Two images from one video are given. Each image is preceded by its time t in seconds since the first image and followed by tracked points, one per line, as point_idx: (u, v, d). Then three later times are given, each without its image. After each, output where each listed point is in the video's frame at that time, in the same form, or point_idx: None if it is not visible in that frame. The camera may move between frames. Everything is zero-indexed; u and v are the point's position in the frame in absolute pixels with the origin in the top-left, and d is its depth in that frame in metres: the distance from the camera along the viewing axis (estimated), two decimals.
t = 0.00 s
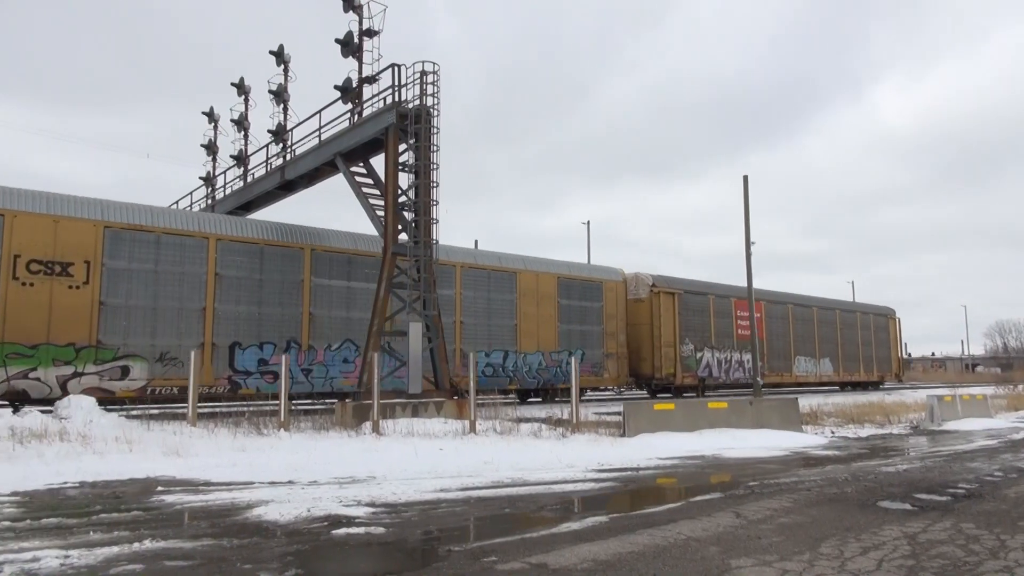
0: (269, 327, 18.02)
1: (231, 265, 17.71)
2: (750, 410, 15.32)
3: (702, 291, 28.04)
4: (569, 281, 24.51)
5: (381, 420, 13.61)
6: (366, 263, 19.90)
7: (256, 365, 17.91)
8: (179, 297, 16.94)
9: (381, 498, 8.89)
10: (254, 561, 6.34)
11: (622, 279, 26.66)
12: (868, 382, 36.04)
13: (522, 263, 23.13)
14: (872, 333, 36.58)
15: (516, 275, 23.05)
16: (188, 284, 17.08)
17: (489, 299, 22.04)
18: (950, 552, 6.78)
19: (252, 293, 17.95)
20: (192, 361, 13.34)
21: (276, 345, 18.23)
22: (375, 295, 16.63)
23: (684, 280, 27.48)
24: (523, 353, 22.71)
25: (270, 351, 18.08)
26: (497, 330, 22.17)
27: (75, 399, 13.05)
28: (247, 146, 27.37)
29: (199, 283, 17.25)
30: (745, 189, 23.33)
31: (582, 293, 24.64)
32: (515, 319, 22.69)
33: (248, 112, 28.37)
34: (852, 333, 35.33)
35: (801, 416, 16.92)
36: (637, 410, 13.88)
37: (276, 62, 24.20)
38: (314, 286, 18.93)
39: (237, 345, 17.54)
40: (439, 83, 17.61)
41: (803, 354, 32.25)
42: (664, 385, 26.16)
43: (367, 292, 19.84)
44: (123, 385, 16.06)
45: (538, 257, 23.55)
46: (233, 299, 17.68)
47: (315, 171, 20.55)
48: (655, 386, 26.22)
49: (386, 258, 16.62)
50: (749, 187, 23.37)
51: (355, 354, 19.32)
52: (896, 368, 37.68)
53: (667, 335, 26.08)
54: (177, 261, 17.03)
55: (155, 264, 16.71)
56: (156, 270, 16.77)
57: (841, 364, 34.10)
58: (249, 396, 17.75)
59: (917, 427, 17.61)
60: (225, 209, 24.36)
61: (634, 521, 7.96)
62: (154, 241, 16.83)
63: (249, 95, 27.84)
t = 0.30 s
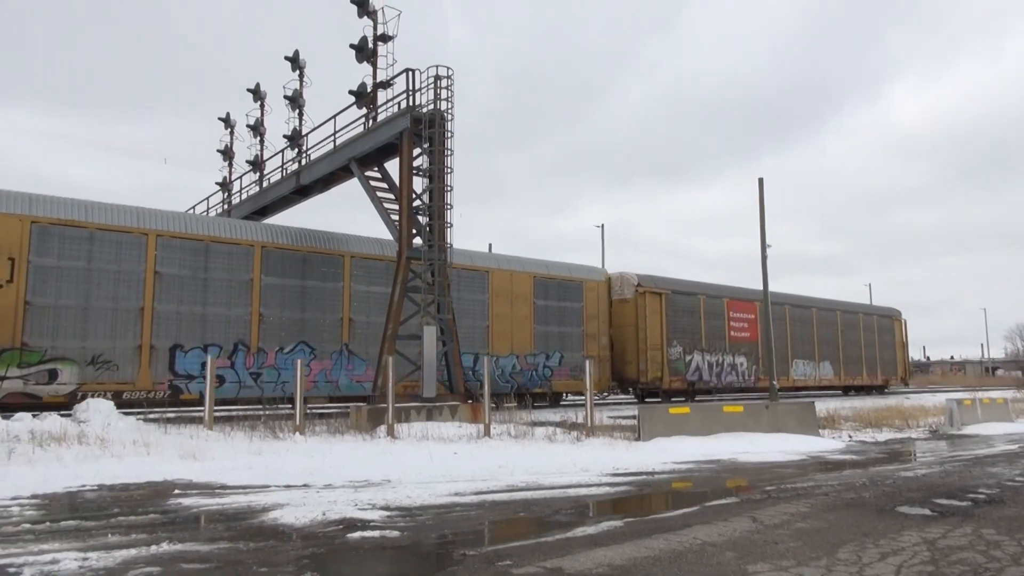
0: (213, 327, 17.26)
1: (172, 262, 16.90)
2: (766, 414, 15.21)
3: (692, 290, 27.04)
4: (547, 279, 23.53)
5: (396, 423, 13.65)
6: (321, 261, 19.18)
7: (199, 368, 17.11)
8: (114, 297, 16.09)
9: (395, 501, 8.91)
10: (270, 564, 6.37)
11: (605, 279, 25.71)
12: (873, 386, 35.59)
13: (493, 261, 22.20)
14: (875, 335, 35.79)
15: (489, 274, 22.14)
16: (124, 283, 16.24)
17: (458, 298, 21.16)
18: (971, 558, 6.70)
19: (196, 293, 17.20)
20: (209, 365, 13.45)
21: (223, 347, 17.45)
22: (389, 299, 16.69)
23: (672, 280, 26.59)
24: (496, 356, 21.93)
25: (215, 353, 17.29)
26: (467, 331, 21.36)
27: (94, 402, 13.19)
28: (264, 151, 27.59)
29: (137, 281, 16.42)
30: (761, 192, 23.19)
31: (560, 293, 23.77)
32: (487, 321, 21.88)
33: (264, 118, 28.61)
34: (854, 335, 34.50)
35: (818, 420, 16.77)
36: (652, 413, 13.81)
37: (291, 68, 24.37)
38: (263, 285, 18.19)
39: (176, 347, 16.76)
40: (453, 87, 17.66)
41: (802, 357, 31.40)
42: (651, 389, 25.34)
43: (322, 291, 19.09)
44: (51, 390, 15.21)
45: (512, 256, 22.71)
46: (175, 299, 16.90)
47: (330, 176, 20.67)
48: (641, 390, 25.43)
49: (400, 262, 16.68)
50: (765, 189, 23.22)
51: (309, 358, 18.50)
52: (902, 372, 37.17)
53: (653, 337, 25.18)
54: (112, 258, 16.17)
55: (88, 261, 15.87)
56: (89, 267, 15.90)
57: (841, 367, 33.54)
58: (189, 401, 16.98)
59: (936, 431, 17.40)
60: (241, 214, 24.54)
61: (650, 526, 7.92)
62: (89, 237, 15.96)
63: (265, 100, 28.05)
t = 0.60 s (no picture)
0: (150, 331, 16.33)
1: (107, 262, 15.93)
2: (784, 419, 15.10)
3: (681, 291, 26.29)
4: (521, 279, 22.68)
5: (412, 428, 13.67)
6: (273, 260, 18.22)
7: (137, 374, 16.23)
8: (42, 297, 15.16)
9: (411, 506, 8.91)
10: (286, 567, 6.39)
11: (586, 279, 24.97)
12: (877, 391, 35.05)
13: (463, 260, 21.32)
14: (878, 338, 35.24)
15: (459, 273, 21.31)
16: (54, 282, 15.30)
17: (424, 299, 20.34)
18: (993, 565, 6.61)
19: (132, 293, 16.23)
20: (226, 370, 13.55)
21: (161, 351, 16.54)
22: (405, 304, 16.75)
23: (659, 281, 25.83)
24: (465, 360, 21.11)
25: (154, 358, 16.41)
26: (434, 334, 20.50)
27: (114, 406, 13.33)
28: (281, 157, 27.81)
29: (68, 281, 15.47)
30: (777, 195, 23.05)
31: (536, 294, 22.99)
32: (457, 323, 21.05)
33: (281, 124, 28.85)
34: (857, 338, 33.90)
35: (837, 425, 16.61)
36: (668, 418, 13.74)
37: (308, 75, 24.56)
38: (209, 285, 17.21)
39: (109, 351, 15.84)
40: (468, 92, 17.71)
41: (800, 361, 30.67)
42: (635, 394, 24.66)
43: (274, 291, 18.14)
44: None
45: (485, 255, 21.77)
46: (110, 300, 15.96)
47: (345, 182, 20.81)
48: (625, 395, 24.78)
49: (416, 267, 16.74)
50: (781, 192, 23.09)
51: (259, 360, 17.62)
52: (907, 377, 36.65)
53: (636, 340, 24.54)
54: (42, 256, 15.22)
55: (15, 260, 14.94)
56: (16, 266, 14.97)
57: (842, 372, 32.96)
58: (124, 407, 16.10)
59: (958, 437, 17.17)
60: (258, 220, 24.75)
61: (667, 531, 7.87)
62: (17, 234, 15.02)
63: (282, 107, 28.30)
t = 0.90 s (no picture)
0: (83, 336, 15.75)
1: (37, 265, 15.37)
2: (804, 427, 14.95)
3: (666, 296, 25.94)
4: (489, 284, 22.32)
5: (430, 436, 13.68)
6: (221, 262, 17.67)
7: (69, 382, 15.60)
8: None
9: (429, 514, 8.91)
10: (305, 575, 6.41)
11: (563, 283, 24.70)
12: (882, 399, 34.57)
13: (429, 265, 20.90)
14: (884, 345, 34.78)
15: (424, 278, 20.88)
16: None
17: (386, 304, 19.91)
18: None
19: (65, 297, 15.65)
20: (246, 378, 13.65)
21: (95, 358, 15.91)
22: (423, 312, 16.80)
23: (644, 285, 25.52)
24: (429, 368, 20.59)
25: (87, 365, 15.77)
26: (397, 342, 20.02)
27: (135, 414, 13.48)
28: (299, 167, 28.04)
29: None
30: (795, 202, 22.85)
31: (508, 298, 22.75)
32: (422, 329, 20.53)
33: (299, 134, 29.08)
34: (860, 344, 33.43)
35: (858, 433, 16.42)
36: (687, 426, 13.64)
37: (325, 85, 24.76)
38: (149, 289, 16.64)
39: (38, 357, 15.24)
40: (484, 101, 17.77)
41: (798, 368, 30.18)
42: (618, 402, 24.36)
43: (222, 296, 17.60)
44: None
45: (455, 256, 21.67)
46: (40, 304, 15.38)
47: (363, 191, 20.94)
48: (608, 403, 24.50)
49: (433, 275, 16.79)
50: (799, 199, 22.91)
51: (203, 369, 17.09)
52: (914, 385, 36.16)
53: (619, 347, 24.23)
54: None
55: None
56: None
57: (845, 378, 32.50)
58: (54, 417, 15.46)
59: (982, 445, 16.89)
60: (277, 229, 24.96)
61: (687, 541, 7.80)
62: None
63: (299, 117, 28.54)
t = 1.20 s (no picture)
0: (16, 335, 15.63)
1: None
2: (830, 431, 14.78)
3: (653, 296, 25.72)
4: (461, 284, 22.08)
5: (451, 439, 13.70)
6: (167, 259, 17.55)
7: None
8: None
9: (452, 517, 8.93)
10: None
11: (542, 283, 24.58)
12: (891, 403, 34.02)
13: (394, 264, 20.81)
14: (893, 345, 34.22)
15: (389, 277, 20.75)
16: None
17: (347, 303, 19.84)
18: None
19: None
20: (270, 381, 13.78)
21: (28, 359, 15.76)
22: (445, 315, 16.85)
23: (627, 284, 25.35)
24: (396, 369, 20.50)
25: (19, 368, 15.63)
26: (361, 342, 19.95)
27: (162, 416, 13.67)
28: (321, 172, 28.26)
29: None
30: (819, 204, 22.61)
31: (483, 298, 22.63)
32: (387, 330, 20.42)
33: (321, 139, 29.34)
34: (867, 345, 32.89)
35: (885, 437, 16.19)
36: (710, 429, 13.51)
37: (347, 90, 24.94)
38: (87, 287, 16.49)
39: None
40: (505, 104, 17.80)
41: (799, 370, 29.67)
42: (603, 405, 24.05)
43: (168, 294, 17.47)
44: None
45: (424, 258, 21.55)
46: None
47: (385, 195, 21.09)
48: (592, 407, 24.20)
49: (455, 279, 16.83)
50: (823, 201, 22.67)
51: (146, 372, 16.96)
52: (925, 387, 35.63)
53: (603, 347, 24.01)
54: None
55: None
56: None
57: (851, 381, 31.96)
58: None
59: (1013, 449, 16.57)
60: (300, 233, 25.19)
61: (712, 545, 7.73)
62: None
63: (321, 122, 28.78)
